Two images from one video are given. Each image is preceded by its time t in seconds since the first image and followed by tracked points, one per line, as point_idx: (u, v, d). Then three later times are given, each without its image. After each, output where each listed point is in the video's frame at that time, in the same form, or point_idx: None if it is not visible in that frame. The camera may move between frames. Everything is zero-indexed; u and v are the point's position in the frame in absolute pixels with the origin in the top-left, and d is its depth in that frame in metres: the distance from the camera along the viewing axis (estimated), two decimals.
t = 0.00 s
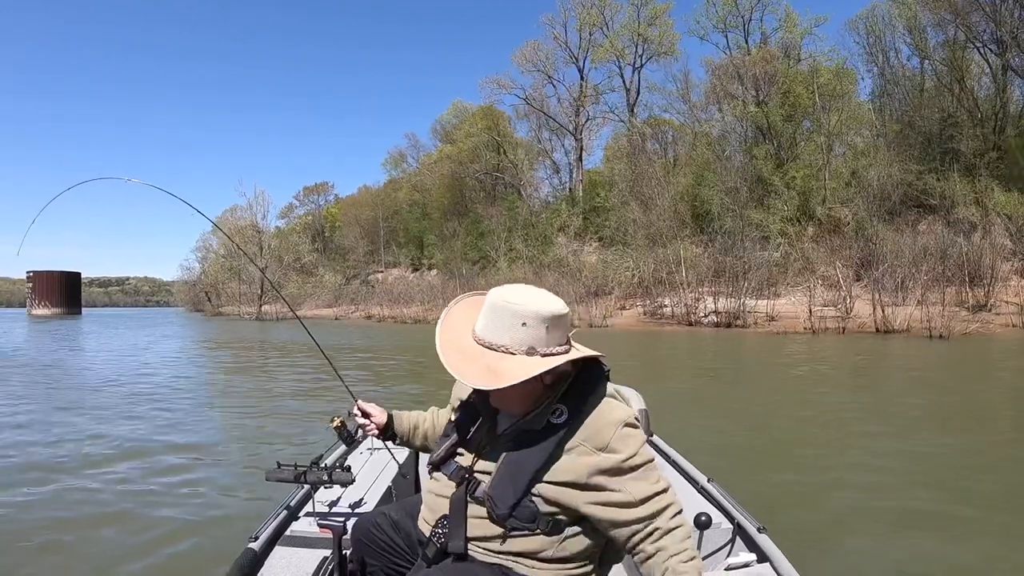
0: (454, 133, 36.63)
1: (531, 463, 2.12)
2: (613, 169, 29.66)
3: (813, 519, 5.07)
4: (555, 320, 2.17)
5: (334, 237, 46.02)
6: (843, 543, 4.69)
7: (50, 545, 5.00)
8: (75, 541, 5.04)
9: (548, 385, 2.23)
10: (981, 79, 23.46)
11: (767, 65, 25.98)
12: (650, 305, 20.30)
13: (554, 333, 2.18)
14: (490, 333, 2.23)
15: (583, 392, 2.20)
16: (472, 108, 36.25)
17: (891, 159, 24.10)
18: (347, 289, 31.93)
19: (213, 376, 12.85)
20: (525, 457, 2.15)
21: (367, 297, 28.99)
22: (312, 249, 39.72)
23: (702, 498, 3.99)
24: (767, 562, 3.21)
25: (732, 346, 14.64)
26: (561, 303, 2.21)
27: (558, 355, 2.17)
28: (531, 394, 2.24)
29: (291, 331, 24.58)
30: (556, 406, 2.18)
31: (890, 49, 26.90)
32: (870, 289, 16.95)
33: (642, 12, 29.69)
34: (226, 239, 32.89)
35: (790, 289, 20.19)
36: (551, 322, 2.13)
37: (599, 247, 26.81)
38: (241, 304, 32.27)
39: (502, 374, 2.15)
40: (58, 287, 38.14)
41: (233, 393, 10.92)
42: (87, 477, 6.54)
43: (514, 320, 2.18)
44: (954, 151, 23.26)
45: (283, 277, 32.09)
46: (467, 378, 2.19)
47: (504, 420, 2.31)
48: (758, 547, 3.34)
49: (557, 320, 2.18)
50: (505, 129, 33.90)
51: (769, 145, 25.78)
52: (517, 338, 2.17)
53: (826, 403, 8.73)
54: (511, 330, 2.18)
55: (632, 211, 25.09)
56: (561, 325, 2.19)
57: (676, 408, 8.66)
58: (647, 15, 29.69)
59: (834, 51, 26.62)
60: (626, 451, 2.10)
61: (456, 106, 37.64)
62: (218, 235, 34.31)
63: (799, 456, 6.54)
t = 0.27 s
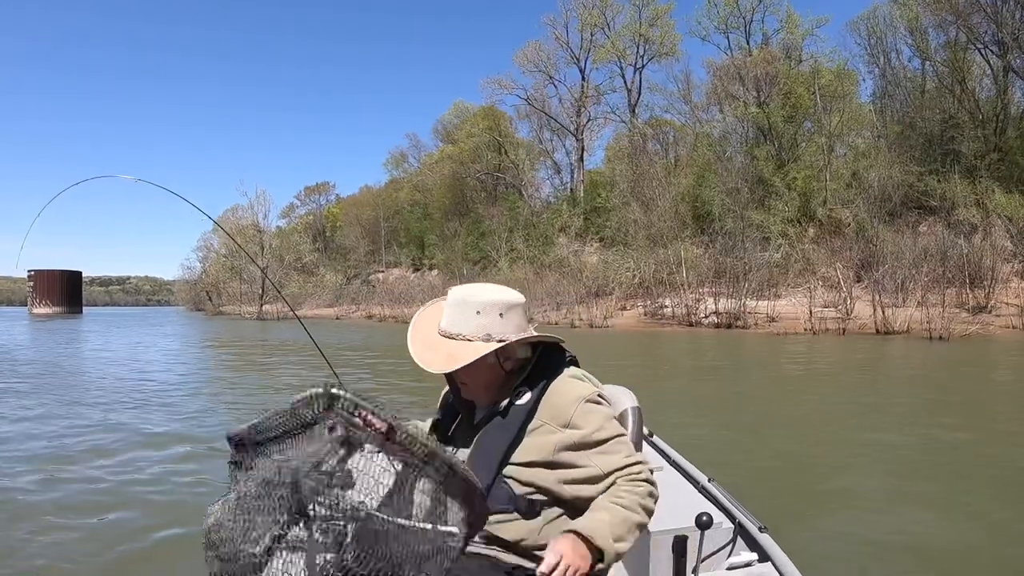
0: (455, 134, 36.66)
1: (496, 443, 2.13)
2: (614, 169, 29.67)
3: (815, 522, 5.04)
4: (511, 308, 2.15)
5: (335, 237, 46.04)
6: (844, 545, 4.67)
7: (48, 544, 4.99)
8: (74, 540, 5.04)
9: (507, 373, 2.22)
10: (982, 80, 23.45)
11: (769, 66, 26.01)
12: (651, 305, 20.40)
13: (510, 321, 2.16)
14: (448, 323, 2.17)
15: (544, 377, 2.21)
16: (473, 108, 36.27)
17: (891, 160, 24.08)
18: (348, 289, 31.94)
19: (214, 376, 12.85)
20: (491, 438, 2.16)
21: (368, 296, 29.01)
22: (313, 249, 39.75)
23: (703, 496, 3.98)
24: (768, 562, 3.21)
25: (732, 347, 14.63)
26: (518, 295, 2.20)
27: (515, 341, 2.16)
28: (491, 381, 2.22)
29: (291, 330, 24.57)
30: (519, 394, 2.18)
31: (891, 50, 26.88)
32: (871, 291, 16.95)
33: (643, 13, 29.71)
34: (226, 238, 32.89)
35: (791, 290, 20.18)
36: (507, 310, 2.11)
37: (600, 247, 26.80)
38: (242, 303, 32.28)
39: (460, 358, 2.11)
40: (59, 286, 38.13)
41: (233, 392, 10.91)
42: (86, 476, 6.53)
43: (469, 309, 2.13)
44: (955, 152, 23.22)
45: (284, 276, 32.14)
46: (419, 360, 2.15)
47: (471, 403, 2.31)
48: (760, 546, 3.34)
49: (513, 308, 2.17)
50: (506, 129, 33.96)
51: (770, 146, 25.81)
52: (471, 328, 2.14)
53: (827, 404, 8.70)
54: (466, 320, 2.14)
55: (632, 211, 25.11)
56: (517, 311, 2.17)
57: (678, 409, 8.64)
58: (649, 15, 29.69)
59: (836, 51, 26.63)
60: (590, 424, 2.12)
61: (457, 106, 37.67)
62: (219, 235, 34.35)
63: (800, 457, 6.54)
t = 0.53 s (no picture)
0: (458, 133, 36.69)
1: (465, 442, 2.24)
2: (616, 170, 29.67)
3: (810, 524, 5.06)
4: (476, 308, 2.35)
5: (337, 235, 46.07)
6: (839, 546, 4.69)
7: (47, 540, 5.01)
8: (72, 537, 5.06)
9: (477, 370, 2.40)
10: (984, 83, 23.43)
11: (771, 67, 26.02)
12: (652, 307, 20.73)
13: (476, 321, 2.36)
14: (420, 326, 2.41)
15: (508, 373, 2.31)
16: (475, 108, 36.30)
17: (893, 163, 24.06)
18: (349, 287, 31.97)
19: (214, 373, 12.87)
20: (461, 438, 2.27)
21: (370, 296, 29.07)
22: (314, 247, 39.77)
23: (701, 500, 3.97)
24: (768, 565, 3.22)
25: (732, 349, 14.64)
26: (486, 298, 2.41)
27: (481, 340, 2.35)
28: (463, 380, 2.41)
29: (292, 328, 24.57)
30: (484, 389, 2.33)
31: (894, 52, 26.85)
32: (872, 294, 16.96)
33: (646, 13, 29.74)
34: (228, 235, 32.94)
35: (791, 292, 20.23)
36: (472, 310, 2.32)
37: (602, 248, 26.81)
38: (243, 301, 32.32)
39: (427, 358, 2.33)
40: (61, 283, 38.14)
41: (233, 390, 10.94)
42: (85, 472, 6.56)
43: (439, 310, 2.36)
44: (957, 155, 23.17)
45: (285, 274, 32.21)
46: (394, 363, 2.40)
47: (450, 404, 2.51)
48: (760, 550, 3.34)
49: (478, 308, 2.37)
50: (508, 129, 34.16)
51: (772, 148, 25.87)
52: (439, 330, 2.36)
53: (826, 407, 8.71)
54: (435, 320, 2.36)
55: (634, 212, 25.14)
56: (483, 312, 2.37)
57: (676, 410, 8.65)
58: (652, 16, 29.70)
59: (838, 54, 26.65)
60: (529, 419, 2.14)
61: (460, 105, 37.71)
62: (221, 232, 34.41)
63: (798, 459, 6.54)
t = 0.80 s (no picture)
0: (460, 131, 36.68)
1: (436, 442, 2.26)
2: (617, 169, 29.66)
3: (808, 525, 5.07)
4: (455, 312, 2.32)
5: (339, 233, 46.09)
6: (838, 549, 4.69)
7: (46, 536, 5.02)
8: (71, 533, 5.06)
9: (456, 373, 2.38)
10: (987, 86, 23.38)
11: (774, 68, 25.98)
12: (652, 306, 20.45)
13: (456, 325, 2.32)
14: (400, 331, 2.39)
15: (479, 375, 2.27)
16: (478, 106, 36.30)
17: (895, 164, 24.02)
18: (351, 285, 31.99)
19: (214, 370, 12.87)
20: (436, 437, 2.29)
21: (371, 294, 29.09)
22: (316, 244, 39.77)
23: (701, 504, 3.97)
24: (766, 569, 3.24)
25: (733, 350, 14.64)
26: (467, 300, 2.37)
27: (459, 344, 2.32)
28: (443, 383, 2.40)
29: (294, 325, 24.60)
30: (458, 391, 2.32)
31: (897, 54, 26.79)
32: (873, 295, 16.96)
33: (649, 13, 29.70)
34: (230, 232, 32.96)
35: (792, 293, 20.24)
36: (448, 314, 2.29)
37: (603, 247, 26.80)
38: (244, 298, 32.36)
39: (404, 362, 2.31)
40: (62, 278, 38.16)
41: (234, 387, 10.96)
42: (85, 468, 6.57)
43: (416, 315, 2.33)
44: (959, 158, 23.09)
45: (286, 271, 32.22)
46: (376, 369, 2.38)
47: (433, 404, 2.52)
48: (758, 555, 3.35)
49: (458, 312, 2.34)
50: (511, 128, 34.10)
51: (774, 149, 25.84)
52: (418, 335, 2.33)
53: (825, 409, 8.71)
54: (414, 326, 2.34)
55: (636, 212, 25.14)
56: (463, 316, 2.34)
57: (676, 411, 8.67)
58: (655, 16, 29.66)
59: (841, 55, 26.63)
60: (466, 415, 2.08)
61: (462, 103, 37.71)
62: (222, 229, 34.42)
63: (798, 461, 6.55)
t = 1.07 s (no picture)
0: (462, 130, 36.70)
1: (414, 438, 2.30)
2: (619, 168, 29.68)
3: (808, 525, 5.09)
4: (435, 310, 2.33)
5: (340, 231, 46.12)
6: (838, 551, 4.69)
7: (48, 534, 5.04)
8: (72, 531, 5.09)
9: (438, 372, 2.39)
10: (990, 87, 23.35)
11: (776, 68, 25.99)
12: (654, 306, 20.46)
13: (435, 323, 2.33)
14: (384, 331, 2.41)
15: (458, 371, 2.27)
16: (480, 105, 36.32)
17: (897, 165, 24.00)
18: (352, 283, 32.04)
19: (216, 367, 12.90)
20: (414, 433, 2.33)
21: (372, 292, 29.13)
22: (317, 242, 39.81)
23: (700, 501, 3.98)
24: (765, 567, 3.24)
25: (733, 349, 14.66)
26: (448, 297, 2.38)
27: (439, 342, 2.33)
28: (427, 382, 2.41)
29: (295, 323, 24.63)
30: (439, 390, 2.32)
31: (900, 54, 26.74)
32: (873, 296, 16.97)
33: (651, 12, 29.69)
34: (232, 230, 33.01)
35: (793, 293, 20.27)
36: (427, 312, 2.30)
37: (605, 246, 26.80)
38: (246, 295, 32.39)
39: (387, 361, 2.33)
40: (64, 275, 38.21)
41: (235, 385, 10.99)
42: (86, 466, 6.59)
43: (398, 315, 2.35)
44: (961, 159, 23.06)
45: (288, 269, 32.29)
46: (361, 369, 2.42)
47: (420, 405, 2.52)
48: (757, 552, 3.36)
49: (439, 309, 2.34)
50: (513, 126, 34.08)
51: (776, 149, 25.85)
52: (400, 334, 2.35)
53: (826, 410, 8.70)
54: (396, 325, 2.36)
55: (637, 211, 25.17)
56: (444, 312, 2.34)
57: (677, 410, 8.69)
58: (657, 15, 29.65)
59: (844, 55, 26.60)
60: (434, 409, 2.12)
61: (465, 102, 37.74)
62: (225, 226, 34.46)
63: (798, 461, 6.57)
